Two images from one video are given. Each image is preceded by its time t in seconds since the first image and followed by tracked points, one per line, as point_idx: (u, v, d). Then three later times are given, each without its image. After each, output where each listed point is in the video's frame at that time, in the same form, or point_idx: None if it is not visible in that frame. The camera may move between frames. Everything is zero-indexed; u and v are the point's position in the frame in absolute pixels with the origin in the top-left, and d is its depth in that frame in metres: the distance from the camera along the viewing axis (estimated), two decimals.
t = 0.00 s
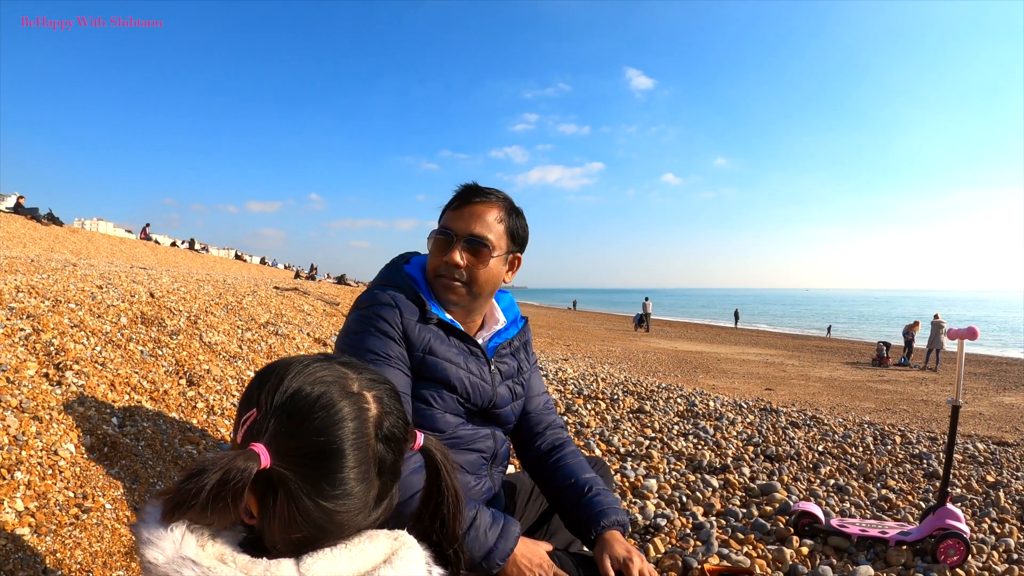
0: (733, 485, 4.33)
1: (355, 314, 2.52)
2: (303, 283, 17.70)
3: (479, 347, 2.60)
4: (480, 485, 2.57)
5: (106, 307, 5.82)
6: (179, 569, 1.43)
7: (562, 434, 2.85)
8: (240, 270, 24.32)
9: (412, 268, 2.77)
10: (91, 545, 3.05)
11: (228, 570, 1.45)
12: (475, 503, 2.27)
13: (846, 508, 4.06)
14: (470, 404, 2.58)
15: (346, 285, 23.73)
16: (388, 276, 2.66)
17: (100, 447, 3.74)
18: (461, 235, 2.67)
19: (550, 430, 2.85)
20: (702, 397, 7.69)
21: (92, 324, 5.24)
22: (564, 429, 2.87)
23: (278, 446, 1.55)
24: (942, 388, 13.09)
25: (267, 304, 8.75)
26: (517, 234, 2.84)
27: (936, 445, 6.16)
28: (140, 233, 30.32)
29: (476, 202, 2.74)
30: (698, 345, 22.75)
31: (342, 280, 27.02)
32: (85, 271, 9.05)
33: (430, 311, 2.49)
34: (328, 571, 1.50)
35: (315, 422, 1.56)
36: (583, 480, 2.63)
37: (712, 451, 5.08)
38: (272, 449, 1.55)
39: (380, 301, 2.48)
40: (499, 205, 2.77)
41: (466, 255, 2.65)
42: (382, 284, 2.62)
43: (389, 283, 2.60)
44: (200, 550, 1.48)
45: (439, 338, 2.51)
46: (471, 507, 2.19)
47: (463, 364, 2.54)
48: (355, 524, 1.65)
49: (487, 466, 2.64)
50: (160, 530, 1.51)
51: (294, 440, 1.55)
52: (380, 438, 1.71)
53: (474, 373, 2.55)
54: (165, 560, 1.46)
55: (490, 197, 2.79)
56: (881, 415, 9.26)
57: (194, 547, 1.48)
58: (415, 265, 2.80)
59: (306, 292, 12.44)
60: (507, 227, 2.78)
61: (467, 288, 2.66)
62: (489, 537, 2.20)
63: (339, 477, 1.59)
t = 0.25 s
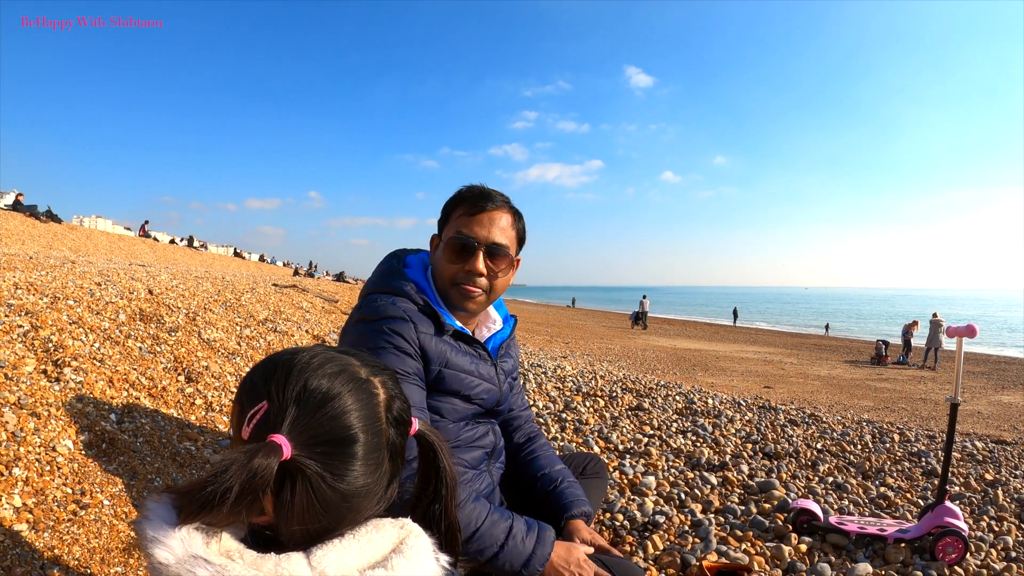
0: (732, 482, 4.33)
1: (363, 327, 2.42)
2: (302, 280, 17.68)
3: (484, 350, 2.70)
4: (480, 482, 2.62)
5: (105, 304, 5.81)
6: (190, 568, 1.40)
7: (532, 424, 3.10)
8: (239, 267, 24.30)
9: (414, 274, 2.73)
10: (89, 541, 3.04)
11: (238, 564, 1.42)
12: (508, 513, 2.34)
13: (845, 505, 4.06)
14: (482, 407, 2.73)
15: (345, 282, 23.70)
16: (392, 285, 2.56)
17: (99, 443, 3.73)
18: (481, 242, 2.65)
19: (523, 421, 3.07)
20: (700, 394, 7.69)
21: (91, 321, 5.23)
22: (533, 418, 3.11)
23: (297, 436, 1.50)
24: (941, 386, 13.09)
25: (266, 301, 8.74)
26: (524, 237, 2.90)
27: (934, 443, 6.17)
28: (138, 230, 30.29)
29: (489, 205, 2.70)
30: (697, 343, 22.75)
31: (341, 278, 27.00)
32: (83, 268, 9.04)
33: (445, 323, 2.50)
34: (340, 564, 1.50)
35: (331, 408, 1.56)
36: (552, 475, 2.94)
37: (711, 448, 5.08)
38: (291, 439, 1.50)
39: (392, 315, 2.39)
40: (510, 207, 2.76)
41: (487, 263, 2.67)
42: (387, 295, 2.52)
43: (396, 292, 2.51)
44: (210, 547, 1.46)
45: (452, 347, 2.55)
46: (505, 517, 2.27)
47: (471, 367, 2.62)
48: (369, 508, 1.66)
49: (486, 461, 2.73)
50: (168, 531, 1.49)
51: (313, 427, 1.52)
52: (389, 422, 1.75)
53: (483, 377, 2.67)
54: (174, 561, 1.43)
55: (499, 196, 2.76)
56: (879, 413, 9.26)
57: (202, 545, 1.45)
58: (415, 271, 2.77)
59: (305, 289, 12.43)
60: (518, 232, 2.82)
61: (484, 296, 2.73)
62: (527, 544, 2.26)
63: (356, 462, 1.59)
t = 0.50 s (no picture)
0: (728, 480, 4.33)
1: (368, 337, 2.40)
2: (300, 278, 17.66)
3: (486, 355, 2.73)
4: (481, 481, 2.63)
5: (103, 302, 5.79)
6: None
7: (518, 419, 3.11)
8: (237, 265, 24.27)
9: (418, 278, 2.71)
10: (87, 539, 3.03)
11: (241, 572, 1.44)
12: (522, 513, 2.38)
13: (841, 504, 4.07)
14: (485, 412, 2.77)
15: (343, 280, 23.68)
16: (395, 292, 2.53)
17: (96, 442, 3.72)
18: (493, 247, 2.69)
19: (509, 418, 3.07)
20: (697, 392, 7.70)
21: (89, 319, 5.22)
22: (519, 413, 3.11)
23: (299, 439, 1.50)
24: (938, 384, 13.11)
25: (263, 299, 8.73)
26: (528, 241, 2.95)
27: (931, 442, 6.17)
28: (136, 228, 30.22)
29: (498, 209, 2.72)
30: (695, 341, 22.77)
31: (339, 275, 26.98)
32: (81, 266, 9.02)
33: (452, 333, 2.51)
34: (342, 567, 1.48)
35: (333, 410, 1.55)
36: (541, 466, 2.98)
37: (708, 446, 5.08)
38: (293, 442, 1.49)
39: (397, 325, 2.38)
40: (517, 212, 2.80)
41: (498, 269, 2.71)
42: (390, 302, 2.49)
43: (402, 300, 2.49)
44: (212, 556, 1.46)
45: (459, 355, 2.56)
46: (520, 518, 2.31)
47: (475, 374, 2.64)
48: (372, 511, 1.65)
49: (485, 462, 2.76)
50: (169, 540, 1.48)
51: (314, 430, 1.51)
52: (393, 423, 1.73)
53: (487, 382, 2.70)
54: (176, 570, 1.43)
55: (506, 201, 2.79)
56: (876, 411, 9.28)
57: (204, 553, 1.46)
58: (419, 275, 2.73)
59: (303, 287, 12.40)
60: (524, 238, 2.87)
61: (492, 300, 2.78)
62: (544, 540, 2.32)
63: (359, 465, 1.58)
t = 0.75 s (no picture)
0: (726, 479, 4.33)
1: (375, 341, 2.39)
2: (298, 276, 17.64)
3: (493, 360, 2.71)
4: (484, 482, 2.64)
5: (100, 301, 5.77)
6: None
7: (519, 420, 3.09)
8: (234, 263, 24.23)
9: (426, 281, 2.71)
10: (84, 538, 3.02)
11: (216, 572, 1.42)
12: (530, 515, 2.38)
13: (838, 502, 4.07)
14: (490, 416, 2.77)
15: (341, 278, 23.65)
16: (402, 295, 2.51)
17: (93, 440, 3.71)
18: (501, 250, 2.67)
19: (511, 419, 3.05)
20: (695, 391, 7.70)
21: (86, 318, 5.20)
22: (520, 414, 3.08)
23: (258, 428, 1.54)
24: (935, 384, 13.14)
25: (261, 297, 8.71)
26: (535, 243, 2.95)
27: (928, 441, 6.18)
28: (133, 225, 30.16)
29: (506, 212, 2.71)
30: (692, 340, 22.80)
31: (336, 274, 26.94)
32: (78, 264, 8.99)
33: (460, 338, 2.49)
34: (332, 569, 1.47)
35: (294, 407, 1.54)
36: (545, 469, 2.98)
37: (705, 445, 5.08)
38: (253, 429, 1.55)
39: (405, 330, 2.37)
40: (525, 214, 2.78)
41: (507, 272, 2.71)
42: (398, 306, 2.48)
43: (410, 304, 2.48)
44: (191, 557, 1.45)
45: (466, 361, 2.55)
46: (528, 521, 2.30)
47: (482, 380, 2.64)
48: (350, 513, 1.61)
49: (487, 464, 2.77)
50: (149, 541, 1.48)
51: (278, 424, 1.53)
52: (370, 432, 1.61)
53: (493, 388, 2.70)
54: (153, 572, 1.42)
55: (514, 203, 2.78)
56: (873, 410, 9.30)
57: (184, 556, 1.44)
58: (426, 278, 2.71)
59: (300, 285, 12.38)
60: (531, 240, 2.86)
61: (500, 303, 2.79)
62: (551, 541, 2.32)
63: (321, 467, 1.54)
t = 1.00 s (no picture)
0: (721, 479, 4.33)
1: (375, 343, 2.37)
2: (295, 274, 17.63)
3: (491, 363, 2.71)
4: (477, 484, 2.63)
5: (97, 299, 5.76)
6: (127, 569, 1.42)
7: (514, 422, 3.07)
8: (232, 261, 24.21)
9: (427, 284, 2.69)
10: (80, 538, 3.01)
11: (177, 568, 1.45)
12: (525, 515, 2.37)
13: (833, 503, 4.07)
14: (486, 419, 2.76)
15: (338, 276, 23.64)
16: (403, 297, 2.50)
17: (89, 440, 3.71)
18: (504, 256, 2.67)
19: (506, 421, 3.03)
20: (691, 390, 7.71)
21: (82, 317, 5.19)
22: (515, 417, 3.06)
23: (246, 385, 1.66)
24: (932, 383, 13.15)
25: (258, 295, 8.69)
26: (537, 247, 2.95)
27: (923, 441, 6.19)
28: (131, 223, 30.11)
29: (510, 217, 2.70)
30: (690, 338, 22.82)
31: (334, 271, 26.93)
32: (75, 263, 8.97)
33: (459, 342, 2.49)
34: None
35: (261, 395, 1.57)
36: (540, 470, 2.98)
37: (701, 445, 5.08)
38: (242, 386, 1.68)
39: (405, 332, 2.35)
40: (528, 220, 2.77)
41: (509, 277, 2.71)
42: (398, 308, 2.47)
43: (410, 306, 2.47)
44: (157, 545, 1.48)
45: (465, 364, 2.55)
46: (523, 521, 2.29)
47: (481, 383, 2.63)
48: (283, 497, 1.55)
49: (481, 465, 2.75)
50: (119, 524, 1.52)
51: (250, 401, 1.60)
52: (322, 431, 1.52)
53: (491, 391, 2.69)
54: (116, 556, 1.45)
55: (517, 208, 2.77)
56: (869, 409, 9.31)
57: (151, 543, 1.48)
58: (427, 280, 2.70)
59: (297, 283, 12.38)
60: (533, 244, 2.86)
61: (502, 308, 2.79)
62: (547, 541, 2.30)
63: (271, 456, 1.52)
